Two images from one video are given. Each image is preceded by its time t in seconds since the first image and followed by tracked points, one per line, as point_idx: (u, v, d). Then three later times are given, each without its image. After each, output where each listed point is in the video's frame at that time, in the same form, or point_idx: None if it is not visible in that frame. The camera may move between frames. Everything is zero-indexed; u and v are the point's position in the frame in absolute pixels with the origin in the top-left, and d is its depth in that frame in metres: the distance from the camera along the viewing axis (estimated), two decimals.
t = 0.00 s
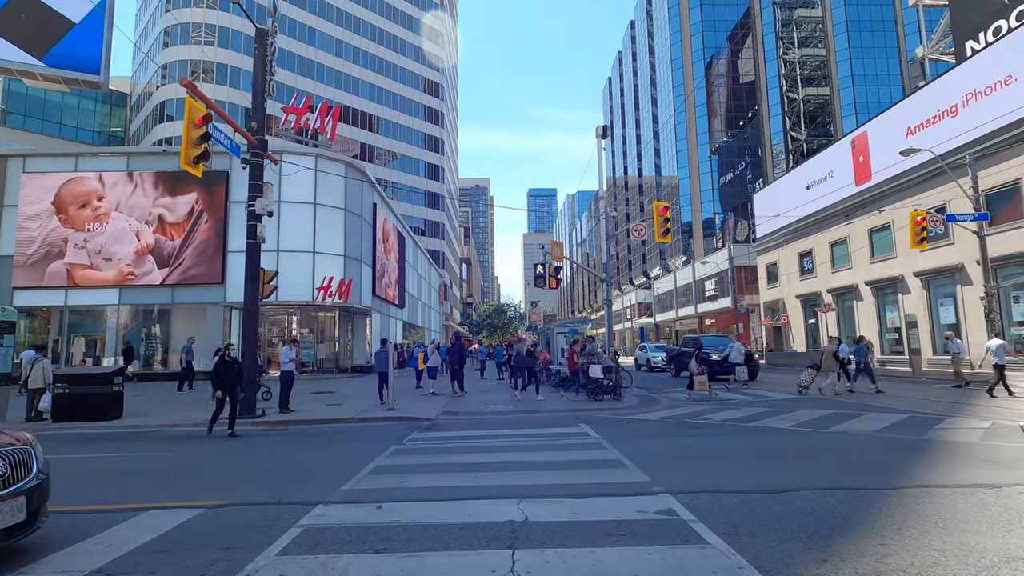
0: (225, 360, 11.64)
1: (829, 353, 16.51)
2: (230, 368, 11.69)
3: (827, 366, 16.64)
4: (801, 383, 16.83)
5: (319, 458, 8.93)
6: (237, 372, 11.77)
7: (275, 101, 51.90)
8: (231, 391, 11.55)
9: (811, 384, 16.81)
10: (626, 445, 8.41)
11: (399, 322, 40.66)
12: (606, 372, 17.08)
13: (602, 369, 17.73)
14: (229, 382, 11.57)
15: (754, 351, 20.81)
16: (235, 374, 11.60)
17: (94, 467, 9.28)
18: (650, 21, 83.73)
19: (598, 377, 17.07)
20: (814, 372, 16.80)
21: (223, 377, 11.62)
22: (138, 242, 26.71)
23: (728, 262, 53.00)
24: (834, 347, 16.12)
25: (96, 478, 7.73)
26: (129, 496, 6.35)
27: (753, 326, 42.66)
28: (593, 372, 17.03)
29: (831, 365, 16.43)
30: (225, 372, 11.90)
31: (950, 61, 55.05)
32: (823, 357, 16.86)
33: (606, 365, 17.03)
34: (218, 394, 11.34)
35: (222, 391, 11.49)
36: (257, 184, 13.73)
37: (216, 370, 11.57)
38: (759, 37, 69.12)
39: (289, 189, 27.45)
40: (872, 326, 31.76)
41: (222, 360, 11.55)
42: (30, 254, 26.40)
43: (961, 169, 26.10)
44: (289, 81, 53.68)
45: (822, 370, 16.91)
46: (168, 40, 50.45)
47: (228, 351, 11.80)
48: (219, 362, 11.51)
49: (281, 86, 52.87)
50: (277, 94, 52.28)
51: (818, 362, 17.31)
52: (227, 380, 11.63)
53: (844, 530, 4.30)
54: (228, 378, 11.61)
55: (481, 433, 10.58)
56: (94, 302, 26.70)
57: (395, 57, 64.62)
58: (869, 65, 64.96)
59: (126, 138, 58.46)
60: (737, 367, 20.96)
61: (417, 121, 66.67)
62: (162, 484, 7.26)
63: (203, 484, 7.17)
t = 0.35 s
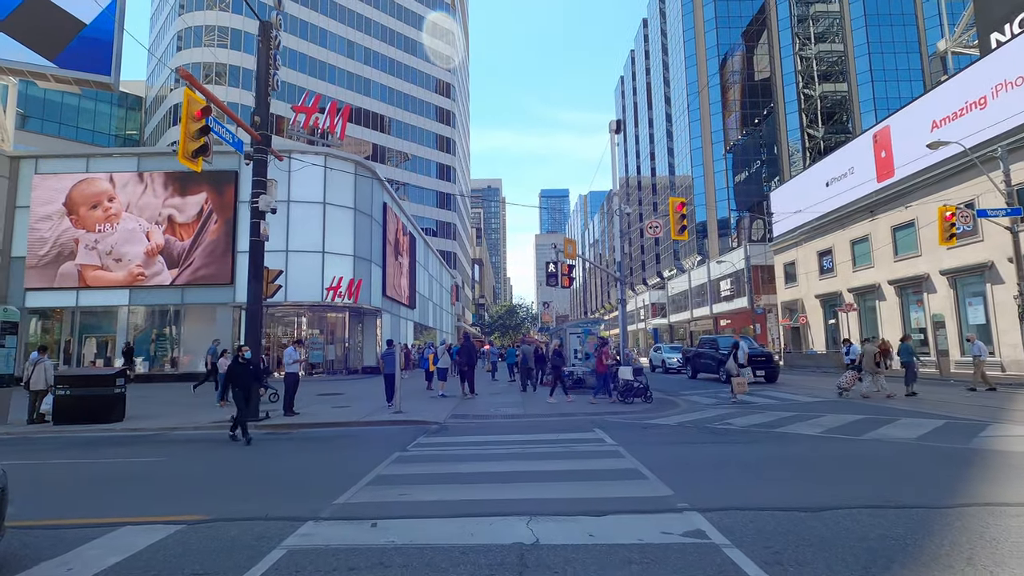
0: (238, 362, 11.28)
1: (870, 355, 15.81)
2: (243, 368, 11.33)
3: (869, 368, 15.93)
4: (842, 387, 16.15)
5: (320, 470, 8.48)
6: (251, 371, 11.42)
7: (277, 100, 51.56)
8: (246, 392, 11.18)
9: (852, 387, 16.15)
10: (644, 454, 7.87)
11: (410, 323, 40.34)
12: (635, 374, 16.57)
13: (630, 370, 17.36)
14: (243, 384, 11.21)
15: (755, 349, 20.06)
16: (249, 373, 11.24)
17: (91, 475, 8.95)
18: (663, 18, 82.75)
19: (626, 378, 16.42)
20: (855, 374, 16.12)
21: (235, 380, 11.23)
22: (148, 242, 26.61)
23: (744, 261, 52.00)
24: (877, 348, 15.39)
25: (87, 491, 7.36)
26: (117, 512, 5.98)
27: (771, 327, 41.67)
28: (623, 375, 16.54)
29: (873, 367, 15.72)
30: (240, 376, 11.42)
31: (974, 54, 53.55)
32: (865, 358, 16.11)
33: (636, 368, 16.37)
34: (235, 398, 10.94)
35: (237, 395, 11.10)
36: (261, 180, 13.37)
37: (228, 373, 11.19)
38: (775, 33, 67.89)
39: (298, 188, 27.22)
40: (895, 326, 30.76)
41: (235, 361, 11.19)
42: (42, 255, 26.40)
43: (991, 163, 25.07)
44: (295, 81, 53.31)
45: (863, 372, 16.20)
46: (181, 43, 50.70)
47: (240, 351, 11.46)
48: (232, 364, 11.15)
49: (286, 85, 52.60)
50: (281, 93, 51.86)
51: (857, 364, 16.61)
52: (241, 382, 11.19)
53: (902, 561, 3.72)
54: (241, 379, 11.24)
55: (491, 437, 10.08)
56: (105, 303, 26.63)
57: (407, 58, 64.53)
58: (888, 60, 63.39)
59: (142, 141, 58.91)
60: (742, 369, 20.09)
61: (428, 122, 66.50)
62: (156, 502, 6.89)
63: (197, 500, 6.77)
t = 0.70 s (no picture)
0: (238, 362, 10.44)
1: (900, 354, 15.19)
2: (245, 367, 10.50)
3: (899, 368, 15.33)
4: (868, 387, 15.58)
5: (307, 479, 7.99)
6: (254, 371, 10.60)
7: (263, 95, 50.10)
8: (250, 394, 10.34)
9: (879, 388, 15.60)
10: (652, 464, 7.37)
11: (409, 323, 39.81)
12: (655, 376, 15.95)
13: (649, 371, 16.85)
14: (245, 385, 10.38)
15: (753, 353, 19.19)
16: (252, 374, 10.42)
17: (67, 484, 8.47)
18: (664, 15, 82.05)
19: (645, 380, 15.84)
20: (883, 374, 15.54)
21: (236, 382, 10.40)
22: (141, 241, 26.08)
23: (747, 260, 51.43)
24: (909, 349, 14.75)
25: (59, 504, 6.88)
26: (81, 530, 5.50)
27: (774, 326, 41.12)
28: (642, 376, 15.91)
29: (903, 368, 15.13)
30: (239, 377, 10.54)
31: (979, 50, 52.83)
32: (894, 358, 15.48)
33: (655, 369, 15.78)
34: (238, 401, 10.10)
35: (238, 397, 10.28)
36: (250, 174, 12.86)
37: (228, 374, 10.36)
38: (778, 30, 67.19)
39: (294, 185, 26.69)
40: (902, 326, 30.24)
41: (236, 361, 10.36)
42: (33, 254, 25.87)
43: (1002, 158, 24.52)
44: (289, 77, 52.60)
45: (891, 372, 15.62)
46: (179, 40, 50.19)
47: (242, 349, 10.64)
48: (233, 364, 10.33)
49: (277, 81, 51.53)
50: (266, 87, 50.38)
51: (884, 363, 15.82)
52: (240, 384, 10.35)
53: None
54: (242, 380, 10.40)
55: (490, 442, 9.59)
56: (97, 303, 26.12)
57: (406, 56, 64.00)
58: (891, 57, 62.67)
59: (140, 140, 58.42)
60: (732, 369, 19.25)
61: (428, 120, 65.98)
62: (129, 517, 6.42)
63: (171, 515, 6.28)
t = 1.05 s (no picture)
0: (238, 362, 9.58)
1: (927, 354, 14.59)
2: (247, 367, 9.68)
3: (925, 368, 14.75)
4: (894, 387, 15.04)
5: (287, 485, 7.51)
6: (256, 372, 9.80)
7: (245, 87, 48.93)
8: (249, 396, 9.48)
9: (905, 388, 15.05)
10: (657, 471, 6.85)
11: (407, 322, 39.38)
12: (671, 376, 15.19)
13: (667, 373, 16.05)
14: (245, 386, 9.58)
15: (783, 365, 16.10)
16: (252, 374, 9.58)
17: (34, 492, 7.97)
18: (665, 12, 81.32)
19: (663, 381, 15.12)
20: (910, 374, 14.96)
21: (236, 383, 9.53)
22: (133, 238, 25.59)
23: (749, 258, 50.88)
24: (934, 348, 14.15)
25: (18, 515, 6.40)
26: (28, 549, 4.98)
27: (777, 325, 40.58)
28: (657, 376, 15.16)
29: (929, 368, 14.56)
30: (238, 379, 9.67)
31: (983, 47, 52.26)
32: (920, 357, 14.89)
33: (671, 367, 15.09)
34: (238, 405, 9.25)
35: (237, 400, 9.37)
36: (235, 166, 12.38)
37: (228, 373, 9.51)
38: (780, 26, 66.51)
39: (288, 182, 26.19)
40: (908, 324, 29.71)
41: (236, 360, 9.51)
42: (23, 252, 25.41)
43: (1013, 152, 23.96)
44: (284, 73, 51.99)
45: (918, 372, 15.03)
46: (176, 37, 49.70)
47: (244, 347, 9.83)
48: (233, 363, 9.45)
49: (266, 74, 50.59)
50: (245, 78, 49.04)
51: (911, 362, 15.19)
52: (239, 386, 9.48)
53: None
54: (241, 382, 9.55)
55: (484, 445, 9.11)
56: (88, 302, 25.64)
57: (406, 54, 63.51)
58: (894, 53, 62.06)
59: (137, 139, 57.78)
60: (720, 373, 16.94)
61: (427, 118, 65.47)
62: (88, 535, 5.89)
63: (133, 530, 5.76)
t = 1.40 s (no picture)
0: (231, 367, 8.79)
1: (954, 354, 14.15)
2: (241, 373, 8.83)
3: (952, 370, 14.28)
4: (920, 390, 14.61)
5: (267, 499, 7.05)
6: (252, 378, 8.95)
7: (235, 83, 48.13)
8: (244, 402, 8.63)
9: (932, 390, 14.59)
10: (662, 485, 6.33)
11: (405, 323, 38.93)
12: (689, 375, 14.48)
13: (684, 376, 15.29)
14: (240, 393, 8.71)
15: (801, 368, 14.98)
16: (246, 377, 8.77)
17: None
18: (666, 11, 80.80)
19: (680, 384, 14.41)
20: (936, 376, 14.53)
21: (230, 390, 8.71)
22: (123, 237, 25.10)
23: (750, 258, 50.37)
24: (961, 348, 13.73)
25: None
26: None
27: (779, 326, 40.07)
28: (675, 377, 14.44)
29: (957, 369, 14.09)
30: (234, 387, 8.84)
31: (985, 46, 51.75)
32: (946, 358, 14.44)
33: (690, 370, 14.42)
34: (230, 415, 8.44)
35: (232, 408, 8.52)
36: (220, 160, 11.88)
37: (219, 382, 8.71)
38: (782, 25, 66.00)
39: (282, 179, 25.70)
40: (913, 326, 29.22)
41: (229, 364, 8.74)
42: (11, 251, 24.93)
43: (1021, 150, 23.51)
44: (280, 72, 51.48)
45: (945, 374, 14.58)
46: (173, 34, 49.28)
47: (240, 352, 9.00)
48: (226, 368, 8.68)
49: (260, 72, 49.95)
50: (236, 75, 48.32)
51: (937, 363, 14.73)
52: (234, 392, 8.65)
53: None
54: (236, 388, 8.71)
55: (475, 454, 8.61)
56: (78, 302, 25.15)
57: (404, 53, 63.00)
58: (896, 53, 61.56)
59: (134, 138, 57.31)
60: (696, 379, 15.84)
61: (427, 117, 65.01)
62: (42, 563, 5.38)
63: (89, 558, 5.25)
